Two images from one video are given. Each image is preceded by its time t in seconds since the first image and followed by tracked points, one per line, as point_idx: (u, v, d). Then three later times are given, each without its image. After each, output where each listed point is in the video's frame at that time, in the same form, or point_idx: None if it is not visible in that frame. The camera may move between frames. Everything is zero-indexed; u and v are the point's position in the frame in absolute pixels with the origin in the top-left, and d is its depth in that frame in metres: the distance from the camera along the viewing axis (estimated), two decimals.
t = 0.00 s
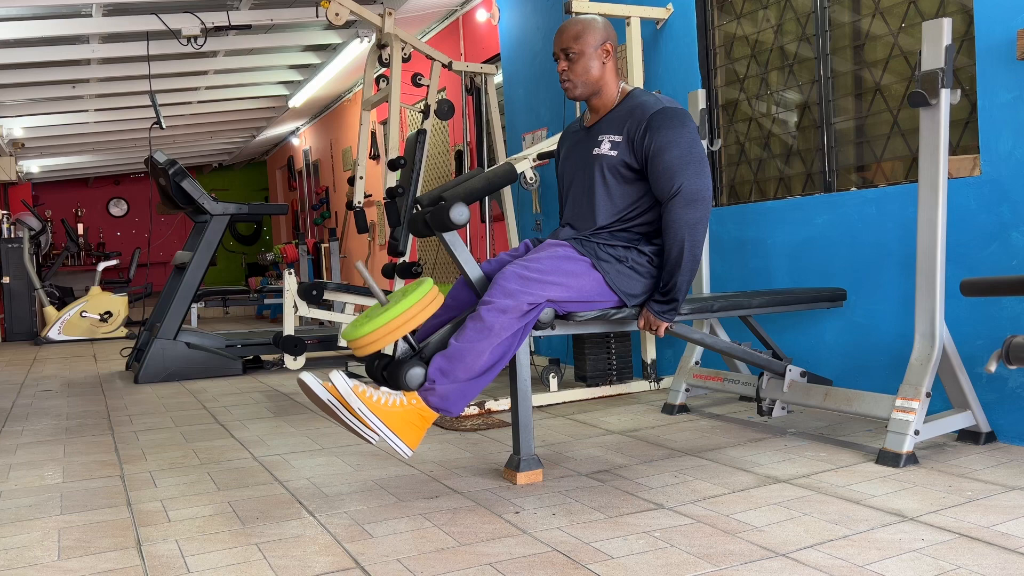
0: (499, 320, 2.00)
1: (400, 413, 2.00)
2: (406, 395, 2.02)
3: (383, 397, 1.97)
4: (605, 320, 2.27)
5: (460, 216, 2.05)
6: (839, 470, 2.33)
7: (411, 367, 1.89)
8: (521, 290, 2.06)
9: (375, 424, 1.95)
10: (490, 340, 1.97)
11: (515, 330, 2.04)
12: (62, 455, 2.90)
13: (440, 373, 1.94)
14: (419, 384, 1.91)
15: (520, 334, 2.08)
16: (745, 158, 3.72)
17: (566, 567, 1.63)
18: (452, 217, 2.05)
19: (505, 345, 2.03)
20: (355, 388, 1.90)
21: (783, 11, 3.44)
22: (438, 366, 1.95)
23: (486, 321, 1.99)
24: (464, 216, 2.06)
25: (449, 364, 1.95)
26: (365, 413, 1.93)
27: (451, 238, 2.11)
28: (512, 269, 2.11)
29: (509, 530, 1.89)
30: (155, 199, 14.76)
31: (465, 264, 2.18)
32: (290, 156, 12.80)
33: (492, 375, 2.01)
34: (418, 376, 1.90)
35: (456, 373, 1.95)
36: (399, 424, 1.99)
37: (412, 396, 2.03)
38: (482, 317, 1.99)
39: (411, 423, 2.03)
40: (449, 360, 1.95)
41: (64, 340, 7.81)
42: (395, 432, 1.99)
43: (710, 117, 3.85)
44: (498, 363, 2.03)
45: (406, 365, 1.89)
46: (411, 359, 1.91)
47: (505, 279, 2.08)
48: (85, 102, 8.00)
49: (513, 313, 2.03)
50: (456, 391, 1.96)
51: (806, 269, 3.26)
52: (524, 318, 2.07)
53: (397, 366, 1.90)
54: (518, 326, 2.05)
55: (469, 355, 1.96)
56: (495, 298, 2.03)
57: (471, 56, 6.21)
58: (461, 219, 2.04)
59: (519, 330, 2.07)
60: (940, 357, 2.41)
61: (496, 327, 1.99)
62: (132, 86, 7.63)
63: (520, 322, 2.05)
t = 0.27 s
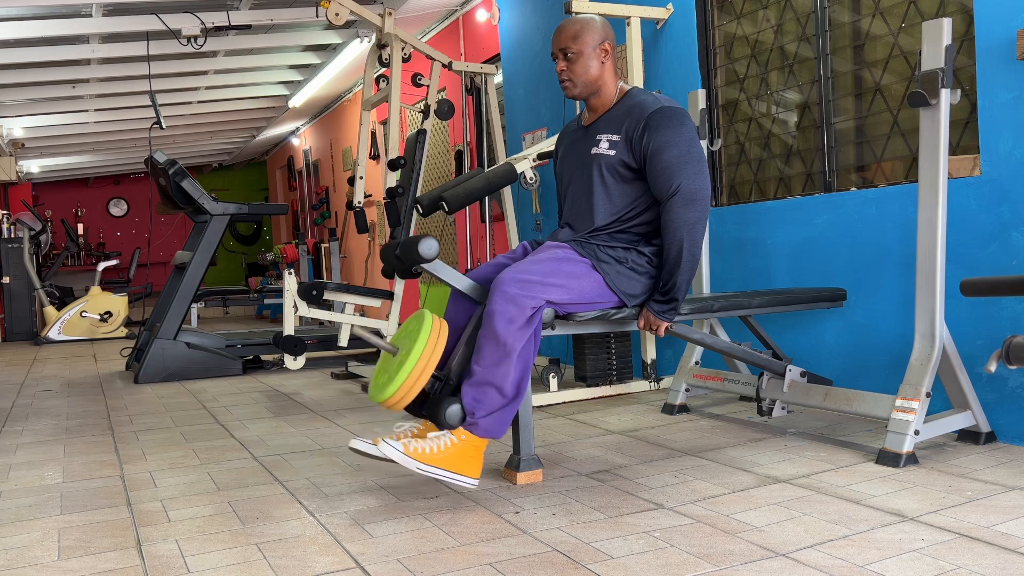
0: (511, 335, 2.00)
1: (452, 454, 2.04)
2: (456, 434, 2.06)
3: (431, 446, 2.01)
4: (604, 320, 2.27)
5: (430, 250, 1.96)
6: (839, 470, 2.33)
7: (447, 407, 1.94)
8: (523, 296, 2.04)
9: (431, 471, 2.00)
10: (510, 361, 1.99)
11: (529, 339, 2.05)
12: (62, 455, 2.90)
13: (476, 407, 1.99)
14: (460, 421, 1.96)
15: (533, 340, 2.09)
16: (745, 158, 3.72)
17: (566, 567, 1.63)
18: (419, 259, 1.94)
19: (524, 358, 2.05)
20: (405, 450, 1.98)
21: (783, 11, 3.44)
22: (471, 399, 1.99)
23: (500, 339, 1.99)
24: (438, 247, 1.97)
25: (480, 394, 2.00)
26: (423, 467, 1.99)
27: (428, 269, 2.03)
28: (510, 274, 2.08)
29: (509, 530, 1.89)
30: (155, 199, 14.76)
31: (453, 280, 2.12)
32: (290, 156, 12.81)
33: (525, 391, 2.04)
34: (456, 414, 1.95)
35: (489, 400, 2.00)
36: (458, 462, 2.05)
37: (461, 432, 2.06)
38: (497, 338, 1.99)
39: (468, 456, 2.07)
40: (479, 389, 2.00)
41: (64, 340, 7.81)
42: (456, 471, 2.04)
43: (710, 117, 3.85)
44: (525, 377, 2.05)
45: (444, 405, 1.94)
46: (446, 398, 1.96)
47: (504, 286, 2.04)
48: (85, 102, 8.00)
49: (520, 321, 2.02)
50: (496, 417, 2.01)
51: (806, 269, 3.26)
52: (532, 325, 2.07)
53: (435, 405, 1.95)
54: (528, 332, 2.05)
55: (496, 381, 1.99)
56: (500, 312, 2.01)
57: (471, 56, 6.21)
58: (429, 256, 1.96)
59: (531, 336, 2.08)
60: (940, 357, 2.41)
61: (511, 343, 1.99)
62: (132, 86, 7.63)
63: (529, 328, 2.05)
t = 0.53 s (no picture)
0: (519, 339, 2.00)
1: (496, 461, 2.11)
2: (496, 442, 2.12)
3: (475, 462, 2.09)
4: (604, 320, 2.27)
5: (419, 281, 1.94)
6: (839, 470, 2.33)
7: (479, 421, 2.01)
8: (523, 297, 2.04)
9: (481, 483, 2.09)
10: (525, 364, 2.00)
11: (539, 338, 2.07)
12: (62, 455, 2.90)
13: (508, 414, 2.03)
14: (494, 431, 2.03)
15: (542, 339, 2.10)
16: (745, 158, 3.72)
17: (566, 567, 1.63)
18: (408, 291, 1.94)
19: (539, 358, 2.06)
20: (453, 473, 2.07)
21: (783, 10, 3.44)
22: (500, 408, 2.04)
23: (510, 345, 2.00)
24: (427, 277, 1.96)
25: (506, 400, 2.04)
26: (473, 483, 2.09)
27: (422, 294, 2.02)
28: (507, 276, 2.07)
29: (509, 530, 1.89)
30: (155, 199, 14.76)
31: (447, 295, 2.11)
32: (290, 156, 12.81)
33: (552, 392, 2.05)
34: (489, 425, 2.02)
35: (516, 405, 2.04)
36: (504, 468, 2.12)
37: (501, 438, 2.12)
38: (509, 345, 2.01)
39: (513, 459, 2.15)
40: (504, 396, 2.04)
41: (64, 340, 7.81)
42: (505, 477, 2.12)
43: (710, 117, 3.85)
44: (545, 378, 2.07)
45: (476, 420, 2.02)
46: (477, 413, 2.03)
47: (503, 292, 2.04)
48: (85, 102, 8.00)
49: (524, 323, 2.02)
50: (529, 419, 2.05)
51: (806, 269, 3.26)
52: (537, 326, 2.07)
53: (469, 422, 2.02)
54: (534, 332, 2.05)
55: (518, 386, 2.02)
56: (505, 317, 2.01)
57: (471, 56, 6.21)
58: (417, 288, 1.94)
59: (539, 335, 2.08)
60: (940, 357, 2.41)
61: (521, 347, 2.00)
62: (132, 87, 7.63)
63: (534, 328, 2.06)
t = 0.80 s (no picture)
0: (523, 338, 2.02)
1: (518, 458, 2.14)
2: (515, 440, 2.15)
3: (498, 461, 2.13)
4: (604, 321, 2.28)
5: (416, 297, 1.95)
6: (839, 470, 2.33)
7: (496, 425, 2.03)
8: (522, 297, 2.04)
9: (506, 484, 2.12)
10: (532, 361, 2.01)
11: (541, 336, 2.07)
12: (62, 455, 2.90)
13: (522, 412, 2.05)
14: (511, 432, 2.05)
15: (546, 337, 2.11)
16: (745, 158, 3.72)
17: (566, 567, 1.63)
18: (405, 307, 1.94)
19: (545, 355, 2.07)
20: (477, 475, 2.10)
21: (783, 11, 3.44)
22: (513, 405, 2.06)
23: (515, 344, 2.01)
24: (424, 292, 1.96)
25: (519, 399, 2.05)
26: (499, 483, 2.12)
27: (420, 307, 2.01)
28: (506, 277, 2.06)
29: (510, 530, 1.89)
30: (155, 199, 14.76)
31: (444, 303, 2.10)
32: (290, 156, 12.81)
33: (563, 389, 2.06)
34: (506, 427, 2.04)
35: (530, 402, 2.05)
36: (527, 465, 2.16)
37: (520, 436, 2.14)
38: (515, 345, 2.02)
39: (533, 454, 2.18)
40: (516, 396, 2.05)
41: (64, 340, 7.81)
42: (526, 472, 2.16)
43: (710, 117, 3.85)
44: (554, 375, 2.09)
45: (492, 423, 2.04)
46: (493, 418, 2.04)
47: (503, 292, 2.04)
48: (85, 102, 8.00)
49: (526, 322, 2.03)
50: (544, 415, 2.07)
51: (806, 270, 3.26)
52: (538, 324, 2.07)
53: (486, 428, 2.05)
54: (537, 330, 2.06)
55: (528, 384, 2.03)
56: (507, 318, 2.02)
57: (471, 57, 6.21)
58: (414, 304, 1.95)
59: (541, 333, 2.09)
60: (940, 357, 2.41)
61: (525, 346, 2.01)
62: (132, 86, 7.63)
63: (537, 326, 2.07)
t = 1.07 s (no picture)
0: (520, 337, 2.01)
1: (501, 458, 2.12)
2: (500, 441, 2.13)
3: (479, 460, 2.10)
4: (604, 320, 2.27)
5: (416, 285, 1.95)
6: (839, 470, 2.33)
7: (483, 422, 2.01)
8: (523, 297, 2.04)
9: (483, 482, 2.09)
10: (526, 361, 2.01)
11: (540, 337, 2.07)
12: (62, 455, 2.90)
13: (510, 414, 2.04)
14: (498, 431, 2.03)
15: (544, 338, 2.10)
16: (745, 158, 3.72)
17: (566, 567, 1.63)
18: (405, 295, 1.94)
19: (540, 355, 2.06)
20: (457, 471, 2.08)
21: (783, 10, 3.44)
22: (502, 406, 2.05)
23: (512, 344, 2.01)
24: (424, 281, 1.96)
25: (509, 401, 2.04)
26: (477, 482, 2.09)
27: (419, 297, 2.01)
28: (508, 276, 2.06)
29: (510, 531, 1.89)
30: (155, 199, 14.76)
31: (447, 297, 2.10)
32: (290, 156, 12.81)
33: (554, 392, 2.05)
34: (494, 426, 2.02)
35: (519, 404, 2.04)
36: (507, 468, 2.13)
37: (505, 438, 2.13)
38: (510, 344, 2.02)
39: (516, 458, 2.15)
40: (507, 397, 2.04)
41: (64, 340, 7.81)
42: (508, 475, 2.13)
43: (710, 117, 3.85)
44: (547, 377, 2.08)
45: (479, 422, 2.02)
46: (480, 415, 2.03)
47: (502, 291, 2.04)
48: (85, 102, 8.00)
49: (525, 322, 2.03)
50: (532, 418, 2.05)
51: (806, 269, 3.26)
52: (537, 325, 2.07)
53: (473, 424, 2.03)
54: (536, 331, 2.06)
55: (519, 385, 2.02)
56: (506, 318, 2.02)
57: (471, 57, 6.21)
58: (413, 293, 1.95)
59: (540, 333, 2.08)
60: (940, 357, 2.41)
61: (522, 347, 2.01)
62: (132, 87, 7.63)
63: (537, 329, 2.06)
